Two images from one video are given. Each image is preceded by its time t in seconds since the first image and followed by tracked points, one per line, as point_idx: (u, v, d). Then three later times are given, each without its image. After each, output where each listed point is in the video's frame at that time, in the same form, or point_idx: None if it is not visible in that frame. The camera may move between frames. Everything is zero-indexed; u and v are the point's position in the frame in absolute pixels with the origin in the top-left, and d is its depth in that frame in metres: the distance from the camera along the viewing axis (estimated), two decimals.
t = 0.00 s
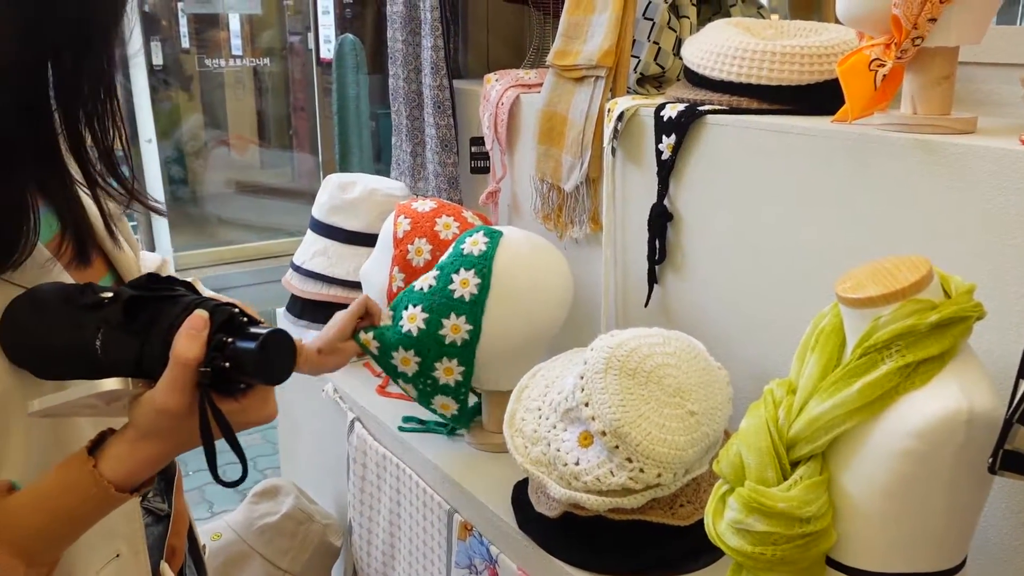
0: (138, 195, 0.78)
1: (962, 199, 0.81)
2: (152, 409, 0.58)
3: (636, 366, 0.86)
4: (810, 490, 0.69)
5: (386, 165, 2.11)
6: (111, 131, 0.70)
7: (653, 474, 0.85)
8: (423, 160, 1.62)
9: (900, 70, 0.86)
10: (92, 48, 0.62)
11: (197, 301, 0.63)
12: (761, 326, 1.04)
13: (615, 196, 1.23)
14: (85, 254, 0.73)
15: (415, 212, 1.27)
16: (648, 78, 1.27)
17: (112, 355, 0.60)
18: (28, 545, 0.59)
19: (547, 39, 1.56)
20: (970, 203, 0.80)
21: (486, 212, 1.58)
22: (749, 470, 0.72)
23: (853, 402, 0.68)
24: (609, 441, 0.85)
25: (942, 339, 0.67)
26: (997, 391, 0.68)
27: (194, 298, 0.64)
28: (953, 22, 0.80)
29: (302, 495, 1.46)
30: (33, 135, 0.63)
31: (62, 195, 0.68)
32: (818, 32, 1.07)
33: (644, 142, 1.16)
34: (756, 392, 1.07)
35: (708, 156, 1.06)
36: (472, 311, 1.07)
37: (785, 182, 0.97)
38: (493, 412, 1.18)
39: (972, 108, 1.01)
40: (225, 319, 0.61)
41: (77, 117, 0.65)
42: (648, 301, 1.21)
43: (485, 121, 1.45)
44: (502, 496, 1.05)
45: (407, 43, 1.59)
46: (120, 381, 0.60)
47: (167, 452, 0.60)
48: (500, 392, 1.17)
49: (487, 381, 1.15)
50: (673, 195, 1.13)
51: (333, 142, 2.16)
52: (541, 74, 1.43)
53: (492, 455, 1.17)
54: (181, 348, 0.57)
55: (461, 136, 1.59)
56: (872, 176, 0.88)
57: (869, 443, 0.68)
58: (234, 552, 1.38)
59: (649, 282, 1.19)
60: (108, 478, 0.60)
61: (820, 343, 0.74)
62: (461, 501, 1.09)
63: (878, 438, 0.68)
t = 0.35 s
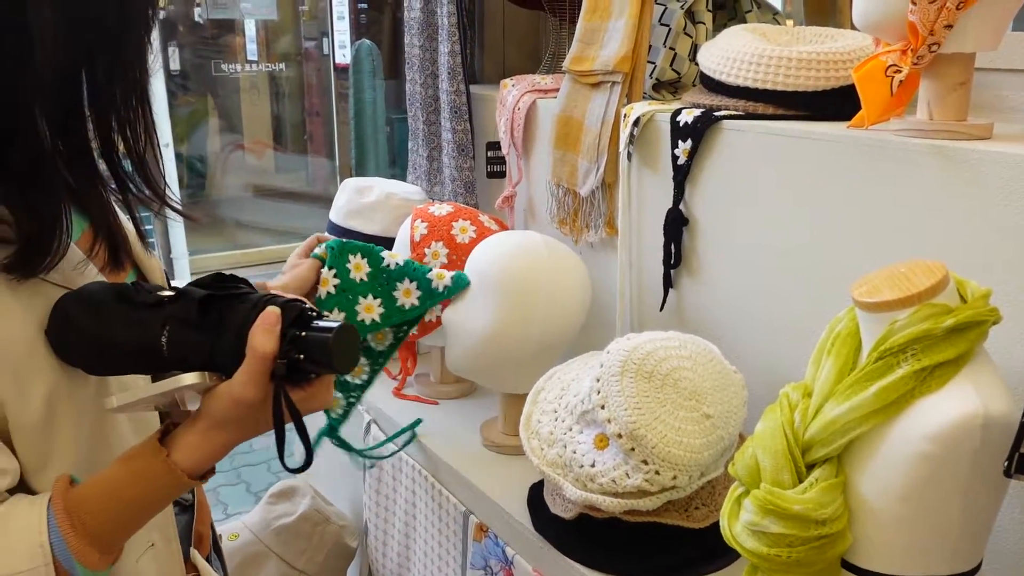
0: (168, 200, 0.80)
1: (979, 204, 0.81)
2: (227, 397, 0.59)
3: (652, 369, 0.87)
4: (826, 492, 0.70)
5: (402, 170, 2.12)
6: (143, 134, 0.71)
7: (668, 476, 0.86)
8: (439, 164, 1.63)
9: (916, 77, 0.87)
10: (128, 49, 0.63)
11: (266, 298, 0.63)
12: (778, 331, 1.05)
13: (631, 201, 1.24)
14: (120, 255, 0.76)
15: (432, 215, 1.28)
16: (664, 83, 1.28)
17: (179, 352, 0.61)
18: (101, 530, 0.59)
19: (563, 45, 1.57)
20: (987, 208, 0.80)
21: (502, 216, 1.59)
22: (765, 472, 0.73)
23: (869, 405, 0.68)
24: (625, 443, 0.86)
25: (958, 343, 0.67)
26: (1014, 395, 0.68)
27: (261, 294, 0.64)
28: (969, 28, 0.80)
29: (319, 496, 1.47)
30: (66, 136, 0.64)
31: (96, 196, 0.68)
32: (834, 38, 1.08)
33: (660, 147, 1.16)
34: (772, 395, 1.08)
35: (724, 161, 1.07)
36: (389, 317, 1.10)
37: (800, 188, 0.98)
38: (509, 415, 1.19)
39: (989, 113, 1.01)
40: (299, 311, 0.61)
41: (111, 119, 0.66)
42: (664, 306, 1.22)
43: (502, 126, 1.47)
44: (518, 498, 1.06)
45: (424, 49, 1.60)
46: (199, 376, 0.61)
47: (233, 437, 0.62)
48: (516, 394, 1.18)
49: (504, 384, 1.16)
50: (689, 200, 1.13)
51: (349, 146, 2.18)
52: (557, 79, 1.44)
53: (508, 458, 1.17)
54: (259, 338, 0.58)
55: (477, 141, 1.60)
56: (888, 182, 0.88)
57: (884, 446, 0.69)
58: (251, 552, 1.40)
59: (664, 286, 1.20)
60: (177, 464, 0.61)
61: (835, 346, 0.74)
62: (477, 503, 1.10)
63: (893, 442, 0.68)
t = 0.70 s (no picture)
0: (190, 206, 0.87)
1: (997, 214, 0.81)
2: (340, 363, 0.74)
3: (672, 375, 0.88)
4: (844, 498, 0.71)
5: (423, 176, 2.15)
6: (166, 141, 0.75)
7: (687, 481, 0.87)
8: (462, 171, 1.65)
9: (935, 87, 0.88)
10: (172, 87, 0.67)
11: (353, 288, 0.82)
12: (797, 338, 1.06)
13: (652, 208, 1.25)
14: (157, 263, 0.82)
15: (455, 222, 1.30)
16: (685, 92, 1.29)
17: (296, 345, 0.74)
18: (238, 498, 0.68)
19: (585, 54, 1.59)
20: (1005, 217, 0.81)
21: (524, 223, 1.61)
22: (783, 477, 0.74)
23: (886, 412, 0.69)
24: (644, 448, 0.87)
25: (976, 352, 0.68)
26: None
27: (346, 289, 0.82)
28: (989, 39, 0.81)
29: (342, 497, 1.49)
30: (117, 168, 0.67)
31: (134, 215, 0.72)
32: (854, 48, 1.09)
33: (681, 155, 1.18)
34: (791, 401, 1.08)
35: (744, 169, 1.08)
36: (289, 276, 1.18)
37: (819, 196, 0.99)
38: (530, 419, 1.21)
39: (1010, 123, 1.02)
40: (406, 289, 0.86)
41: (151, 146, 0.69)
42: (683, 312, 1.23)
43: (524, 134, 1.48)
44: (539, 501, 1.07)
45: (448, 58, 1.63)
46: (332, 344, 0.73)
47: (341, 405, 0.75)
48: (538, 399, 1.19)
49: (525, 388, 1.17)
50: (709, 208, 1.15)
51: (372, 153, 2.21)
52: (579, 87, 1.46)
53: (529, 461, 1.19)
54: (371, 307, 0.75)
55: (499, 148, 1.62)
56: (907, 191, 0.89)
57: (902, 452, 0.70)
58: (275, 552, 1.42)
59: (684, 293, 1.21)
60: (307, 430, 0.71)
61: (854, 354, 0.75)
62: (499, 506, 1.12)
63: (911, 448, 0.69)
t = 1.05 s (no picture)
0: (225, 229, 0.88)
1: None
2: (371, 356, 0.89)
3: (722, 410, 0.90)
4: (891, 534, 0.72)
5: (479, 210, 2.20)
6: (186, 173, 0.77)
7: (737, 514, 0.89)
8: (517, 207, 1.70)
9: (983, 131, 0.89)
10: (172, 99, 0.68)
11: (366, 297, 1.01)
12: (847, 375, 1.07)
13: (703, 245, 1.28)
14: (181, 297, 0.78)
15: (511, 257, 1.34)
16: (736, 131, 1.32)
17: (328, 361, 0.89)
18: (324, 460, 0.82)
19: (638, 93, 1.63)
20: None
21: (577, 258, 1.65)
22: (831, 512, 0.76)
23: (932, 450, 0.71)
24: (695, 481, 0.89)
25: (1021, 393, 0.70)
26: None
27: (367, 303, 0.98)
28: None
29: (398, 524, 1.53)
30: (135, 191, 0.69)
31: (159, 251, 0.72)
32: (903, 90, 1.11)
33: (732, 194, 1.20)
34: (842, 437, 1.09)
35: (795, 209, 1.10)
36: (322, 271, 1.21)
37: (868, 236, 1.01)
38: (583, 450, 1.24)
39: None
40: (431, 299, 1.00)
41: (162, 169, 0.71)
42: (734, 347, 1.25)
43: (578, 171, 1.53)
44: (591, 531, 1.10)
45: (505, 97, 1.68)
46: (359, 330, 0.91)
47: (404, 390, 0.93)
48: (591, 430, 1.22)
49: (579, 420, 1.20)
50: (760, 245, 1.17)
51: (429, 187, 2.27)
52: (631, 126, 1.50)
53: (581, 492, 1.21)
54: (377, 327, 0.91)
55: (553, 185, 1.66)
56: (955, 232, 0.90)
57: (949, 489, 0.71)
58: None
59: (735, 328, 1.23)
60: (367, 394, 0.85)
61: (901, 393, 0.77)
62: (551, 535, 1.14)
63: (958, 486, 0.70)
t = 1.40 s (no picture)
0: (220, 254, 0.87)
1: None
2: (422, 373, 0.91)
3: (761, 444, 0.92)
4: (928, 568, 0.74)
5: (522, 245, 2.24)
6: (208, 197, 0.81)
7: (775, 546, 0.90)
8: (560, 242, 1.74)
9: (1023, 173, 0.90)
10: (179, 129, 0.72)
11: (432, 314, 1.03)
12: (886, 413, 1.08)
13: (744, 282, 1.30)
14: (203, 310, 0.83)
15: (554, 291, 1.37)
16: (777, 170, 1.35)
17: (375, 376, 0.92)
18: (374, 469, 0.84)
19: (680, 133, 1.66)
20: None
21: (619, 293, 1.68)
22: (869, 544, 0.77)
23: (970, 486, 0.72)
24: (733, 513, 0.91)
25: None
26: None
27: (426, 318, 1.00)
28: None
29: (438, 552, 1.56)
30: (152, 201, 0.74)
31: (174, 277, 0.76)
32: (942, 132, 1.13)
33: (773, 233, 1.22)
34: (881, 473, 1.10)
35: (834, 248, 1.12)
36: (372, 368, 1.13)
37: (906, 276, 1.02)
38: (622, 482, 1.26)
39: None
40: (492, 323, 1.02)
41: (177, 201, 0.76)
42: (774, 384, 1.26)
43: (620, 208, 1.56)
44: (629, 562, 1.11)
45: (549, 135, 1.72)
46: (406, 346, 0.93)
47: (461, 413, 0.94)
48: (632, 463, 1.24)
49: (621, 453, 1.22)
50: (800, 283, 1.19)
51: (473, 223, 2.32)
52: (673, 165, 1.54)
53: (620, 524, 1.23)
54: (429, 344, 0.93)
55: (596, 222, 1.69)
56: (993, 271, 0.92)
57: (986, 525, 0.72)
58: None
59: (775, 365, 1.25)
60: (419, 410, 0.88)
61: (940, 429, 0.78)
62: (589, 565, 1.16)
63: (995, 522, 0.71)
